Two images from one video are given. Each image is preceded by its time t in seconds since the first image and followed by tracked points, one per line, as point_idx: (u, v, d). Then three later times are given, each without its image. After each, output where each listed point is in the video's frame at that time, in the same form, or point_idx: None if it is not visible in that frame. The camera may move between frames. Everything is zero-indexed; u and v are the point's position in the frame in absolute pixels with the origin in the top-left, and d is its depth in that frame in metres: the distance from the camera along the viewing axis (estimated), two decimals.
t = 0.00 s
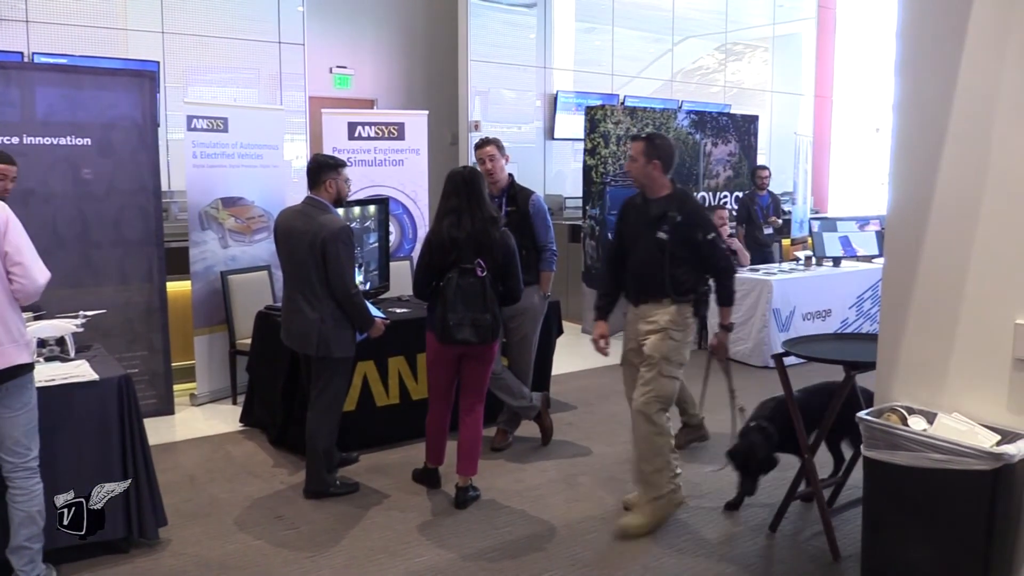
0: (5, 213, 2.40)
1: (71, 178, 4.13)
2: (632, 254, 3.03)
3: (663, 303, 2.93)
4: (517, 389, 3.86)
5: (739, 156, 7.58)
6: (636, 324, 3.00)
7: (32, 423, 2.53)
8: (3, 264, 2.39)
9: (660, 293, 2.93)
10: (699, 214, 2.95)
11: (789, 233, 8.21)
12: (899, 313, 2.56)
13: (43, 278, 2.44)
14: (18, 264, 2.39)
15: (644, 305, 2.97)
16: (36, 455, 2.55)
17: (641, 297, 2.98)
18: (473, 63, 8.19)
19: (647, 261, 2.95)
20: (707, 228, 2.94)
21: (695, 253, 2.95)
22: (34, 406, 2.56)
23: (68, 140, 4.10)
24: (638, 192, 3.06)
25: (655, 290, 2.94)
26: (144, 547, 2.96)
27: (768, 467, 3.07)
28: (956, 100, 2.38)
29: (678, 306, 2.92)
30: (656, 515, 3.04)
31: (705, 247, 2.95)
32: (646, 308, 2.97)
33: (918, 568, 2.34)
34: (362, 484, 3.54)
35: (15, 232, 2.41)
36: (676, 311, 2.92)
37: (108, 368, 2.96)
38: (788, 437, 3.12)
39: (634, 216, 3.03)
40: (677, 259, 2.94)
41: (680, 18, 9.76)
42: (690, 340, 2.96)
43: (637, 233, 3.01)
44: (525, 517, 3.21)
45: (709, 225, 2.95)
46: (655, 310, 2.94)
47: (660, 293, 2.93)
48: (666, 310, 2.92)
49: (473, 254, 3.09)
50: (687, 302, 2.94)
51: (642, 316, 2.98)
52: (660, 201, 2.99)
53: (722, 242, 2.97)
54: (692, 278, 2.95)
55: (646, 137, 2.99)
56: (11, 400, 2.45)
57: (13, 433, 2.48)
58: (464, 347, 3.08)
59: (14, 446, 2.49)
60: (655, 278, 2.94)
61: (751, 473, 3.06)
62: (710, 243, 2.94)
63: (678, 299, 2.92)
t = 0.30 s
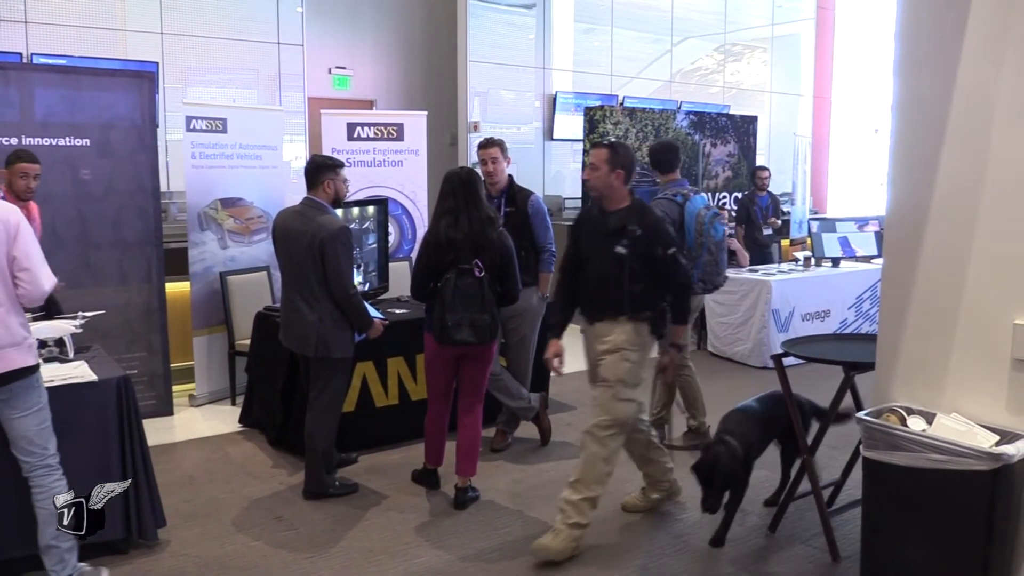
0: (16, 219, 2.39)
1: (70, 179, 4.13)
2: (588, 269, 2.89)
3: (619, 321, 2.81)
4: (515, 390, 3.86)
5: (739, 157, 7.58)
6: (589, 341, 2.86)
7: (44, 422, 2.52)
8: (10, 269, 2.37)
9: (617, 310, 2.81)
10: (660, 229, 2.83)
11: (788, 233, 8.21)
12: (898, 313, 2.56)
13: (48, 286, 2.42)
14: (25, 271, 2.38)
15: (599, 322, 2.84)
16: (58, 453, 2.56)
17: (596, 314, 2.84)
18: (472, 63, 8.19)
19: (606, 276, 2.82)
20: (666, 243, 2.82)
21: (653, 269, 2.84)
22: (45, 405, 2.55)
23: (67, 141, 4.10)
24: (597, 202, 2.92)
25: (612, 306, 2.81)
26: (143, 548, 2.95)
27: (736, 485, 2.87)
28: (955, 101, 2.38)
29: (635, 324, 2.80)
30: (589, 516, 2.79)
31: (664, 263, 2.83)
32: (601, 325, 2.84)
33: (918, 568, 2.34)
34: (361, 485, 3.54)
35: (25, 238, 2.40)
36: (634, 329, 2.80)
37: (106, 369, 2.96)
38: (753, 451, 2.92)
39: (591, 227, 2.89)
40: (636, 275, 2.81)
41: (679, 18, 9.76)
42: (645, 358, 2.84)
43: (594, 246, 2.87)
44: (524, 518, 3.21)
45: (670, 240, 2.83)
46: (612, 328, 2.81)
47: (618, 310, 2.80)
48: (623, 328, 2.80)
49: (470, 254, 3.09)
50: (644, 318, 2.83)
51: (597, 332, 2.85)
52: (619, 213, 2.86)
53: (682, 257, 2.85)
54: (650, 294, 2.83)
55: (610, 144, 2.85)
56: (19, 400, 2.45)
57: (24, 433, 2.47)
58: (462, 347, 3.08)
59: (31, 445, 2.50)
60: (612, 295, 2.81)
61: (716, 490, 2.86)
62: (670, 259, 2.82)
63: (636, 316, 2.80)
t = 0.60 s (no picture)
0: (54, 225, 2.40)
1: (71, 179, 4.14)
2: (541, 266, 2.73)
3: (572, 322, 2.65)
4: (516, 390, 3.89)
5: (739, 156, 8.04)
6: (542, 344, 2.71)
7: (64, 427, 2.49)
8: (41, 274, 2.37)
9: (571, 311, 2.65)
10: (615, 225, 2.67)
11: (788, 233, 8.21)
12: (899, 314, 2.56)
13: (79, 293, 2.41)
14: (58, 277, 2.37)
15: (552, 324, 2.68)
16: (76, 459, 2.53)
17: (549, 315, 2.69)
18: (471, 64, 8.18)
19: (559, 274, 2.67)
20: (623, 240, 2.67)
21: (608, 267, 2.68)
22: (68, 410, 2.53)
23: (68, 141, 4.11)
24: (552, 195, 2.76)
25: (566, 307, 2.66)
26: (144, 548, 2.95)
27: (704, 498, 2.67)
28: (955, 102, 2.38)
29: (590, 326, 2.65)
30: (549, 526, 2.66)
31: (620, 261, 2.67)
32: (554, 328, 2.68)
33: (918, 568, 2.34)
34: (361, 485, 3.54)
35: (60, 244, 2.40)
36: (589, 331, 2.65)
37: (107, 369, 2.96)
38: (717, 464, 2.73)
39: (546, 222, 2.73)
40: (591, 273, 2.66)
41: (679, 18, 9.74)
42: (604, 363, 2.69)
43: (549, 241, 2.71)
44: (524, 518, 3.21)
45: (626, 237, 2.68)
46: (565, 331, 2.66)
47: (572, 312, 2.65)
48: (577, 331, 2.65)
49: (471, 254, 3.09)
50: (599, 320, 2.67)
51: (549, 335, 2.69)
52: (574, 208, 2.70)
53: (639, 254, 2.70)
54: (605, 294, 2.68)
55: (569, 132, 2.68)
56: (40, 404, 2.42)
57: (43, 437, 2.44)
58: (463, 348, 3.08)
59: (49, 450, 2.46)
60: (565, 295, 2.65)
61: (686, 504, 2.63)
62: (626, 256, 2.67)
63: (591, 317, 2.65)
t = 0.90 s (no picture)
0: (99, 229, 2.34)
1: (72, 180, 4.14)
2: (486, 281, 2.53)
3: (523, 340, 2.45)
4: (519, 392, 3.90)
5: (740, 157, 7.87)
6: (490, 363, 2.49)
7: (94, 432, 2.41)
8: (84, 278, 2.30)
9: (521, 328, 2.45)
10: (563, 235, 2.48)
11: (789, 233, 8.21)
12: (900, 314, 2.56)
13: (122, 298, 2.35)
14: (100, 281, 2.30)
15: (502, 342, 2.47)
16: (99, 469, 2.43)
17: (498, 332, 2.48)
18: (472, 64, 8.18)
19: (506, 288, 2.47)
20: (572, 250, 2.47)
21: (558, 280, 2.49)
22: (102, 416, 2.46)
23: (69, 141, 4.10)
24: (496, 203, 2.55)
25: (516, 324, 2.45)
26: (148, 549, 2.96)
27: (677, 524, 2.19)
28: (956, 102, 2.38)
29: (542, 343, 2.46)
30: (456, 568, 2.37)
31: (569, 273, 2.47)
32: (504, 346, 2.47)
33: (919, 569, 2.34)
34: (362, 486, 3.54)
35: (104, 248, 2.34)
36: (541, 350, 2.46)
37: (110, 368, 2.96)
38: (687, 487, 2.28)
39: (489, 232, 2.52)
40: (540, 286, 2.47)
41: (680, 18, 9.74)
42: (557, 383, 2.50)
43: (494, 253, 2.50)
44: (524, 519, 3.21)
45: (575, 246, 2.48)
46: (516, 348, 2.45)
47: (522, 329, 2.45)
48: (529, 349, 2.45)
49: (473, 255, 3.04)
50: (551, 336, 2.48)
51: (499, 353, 2.48)
52: (519, 217, 2.49)
53: (588, 265, 2.50)
54: (556, 309, 2.49)
55: (514, 135, 2.46)
56: (76, 407, 2.35)
57: (73, 440, 2.36)
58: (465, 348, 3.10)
59: (76, 454, 2.37)
60: (514, 311, 2.45)
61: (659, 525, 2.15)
62: (575, 267, 2.47)
63: (542, 334, 2.46)
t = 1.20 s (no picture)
0: (127, 229, 2.37)
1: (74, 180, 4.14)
2: (416, 282, 2.24)
3: (456, 346, 2.14)
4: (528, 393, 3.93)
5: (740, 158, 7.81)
6: (421, 372, 2.19)
7: (109, 436, 2.40)
8: (109, 278, 2.33)
9: (452, 332, 2.14)
10: (500, 227, 2.17)
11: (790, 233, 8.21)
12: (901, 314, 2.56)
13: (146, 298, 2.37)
14: (126, 281, 2.33)
15: (433, 348, 2.17)
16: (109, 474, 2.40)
17: (430, 338, 2.17)
18: (473, 64, 8.17)
19: (436, 288, 2.18)
20: (509, 244, 2.17)
21: (494, 278, 2.18)
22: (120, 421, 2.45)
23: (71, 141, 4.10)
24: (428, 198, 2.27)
25: (446, 328, 2.15)
26: (150, 548, 2.96)
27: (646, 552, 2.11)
28: (957, 102, 2.38)
29: (478, 349, 2.15)
30: None
31: (506, 270, 2.17)
32: (435, 353, 2.16)
33: (921, 569, 2.34)
34: (363, 486, 3.54)
35: (130, 247, 2.36)
36: (476, 357, 2.14)
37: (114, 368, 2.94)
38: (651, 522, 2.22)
39: (420, 229, 2.25)
40: (473, 285, 2.16)
41: (681, 18, 9.73)
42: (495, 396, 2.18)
43: (424, 252, 2.22)
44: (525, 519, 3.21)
45: (512, 239, 2.17)
46: (447, 354, 2.14)
47: (453, 332, 2.14)
48: (461, 356, 2.13)
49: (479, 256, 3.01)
50: (488, 341, 2.16)
51: (431, 361, 2.17)
52: (451, 211, 2.21)
53: (528, 261, 2.20)
54: (492, 310, 2.17)
55: (447, 124, 2.19)
56: (92, 410, 2.35)
57: (87, 442, 2.35)
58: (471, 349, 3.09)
59: (89, 456, 2.36)
60: (444, 313, 2.15)
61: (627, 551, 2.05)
62: (514, 263, 2.16)
63: (477, 339, 2.15)
